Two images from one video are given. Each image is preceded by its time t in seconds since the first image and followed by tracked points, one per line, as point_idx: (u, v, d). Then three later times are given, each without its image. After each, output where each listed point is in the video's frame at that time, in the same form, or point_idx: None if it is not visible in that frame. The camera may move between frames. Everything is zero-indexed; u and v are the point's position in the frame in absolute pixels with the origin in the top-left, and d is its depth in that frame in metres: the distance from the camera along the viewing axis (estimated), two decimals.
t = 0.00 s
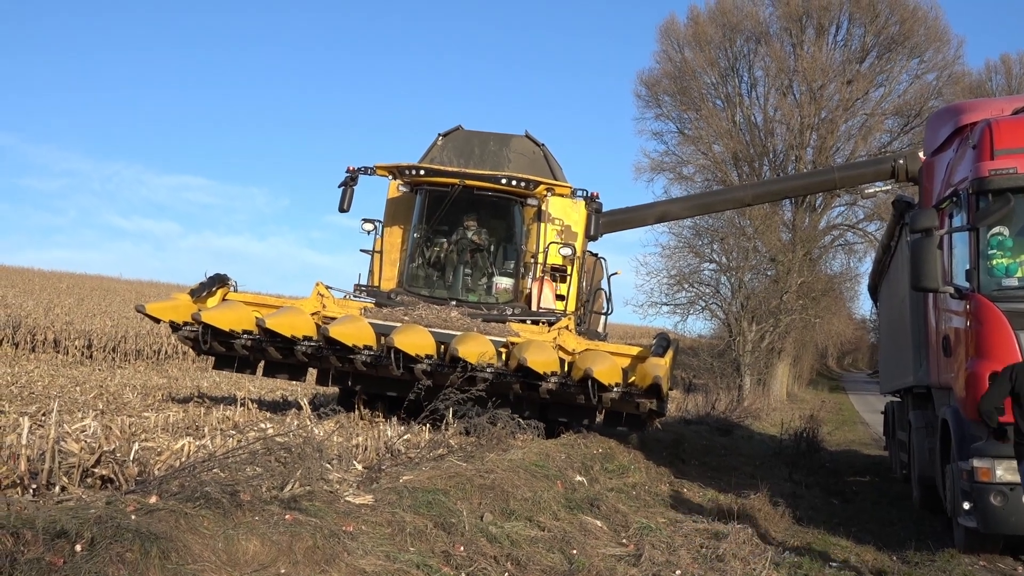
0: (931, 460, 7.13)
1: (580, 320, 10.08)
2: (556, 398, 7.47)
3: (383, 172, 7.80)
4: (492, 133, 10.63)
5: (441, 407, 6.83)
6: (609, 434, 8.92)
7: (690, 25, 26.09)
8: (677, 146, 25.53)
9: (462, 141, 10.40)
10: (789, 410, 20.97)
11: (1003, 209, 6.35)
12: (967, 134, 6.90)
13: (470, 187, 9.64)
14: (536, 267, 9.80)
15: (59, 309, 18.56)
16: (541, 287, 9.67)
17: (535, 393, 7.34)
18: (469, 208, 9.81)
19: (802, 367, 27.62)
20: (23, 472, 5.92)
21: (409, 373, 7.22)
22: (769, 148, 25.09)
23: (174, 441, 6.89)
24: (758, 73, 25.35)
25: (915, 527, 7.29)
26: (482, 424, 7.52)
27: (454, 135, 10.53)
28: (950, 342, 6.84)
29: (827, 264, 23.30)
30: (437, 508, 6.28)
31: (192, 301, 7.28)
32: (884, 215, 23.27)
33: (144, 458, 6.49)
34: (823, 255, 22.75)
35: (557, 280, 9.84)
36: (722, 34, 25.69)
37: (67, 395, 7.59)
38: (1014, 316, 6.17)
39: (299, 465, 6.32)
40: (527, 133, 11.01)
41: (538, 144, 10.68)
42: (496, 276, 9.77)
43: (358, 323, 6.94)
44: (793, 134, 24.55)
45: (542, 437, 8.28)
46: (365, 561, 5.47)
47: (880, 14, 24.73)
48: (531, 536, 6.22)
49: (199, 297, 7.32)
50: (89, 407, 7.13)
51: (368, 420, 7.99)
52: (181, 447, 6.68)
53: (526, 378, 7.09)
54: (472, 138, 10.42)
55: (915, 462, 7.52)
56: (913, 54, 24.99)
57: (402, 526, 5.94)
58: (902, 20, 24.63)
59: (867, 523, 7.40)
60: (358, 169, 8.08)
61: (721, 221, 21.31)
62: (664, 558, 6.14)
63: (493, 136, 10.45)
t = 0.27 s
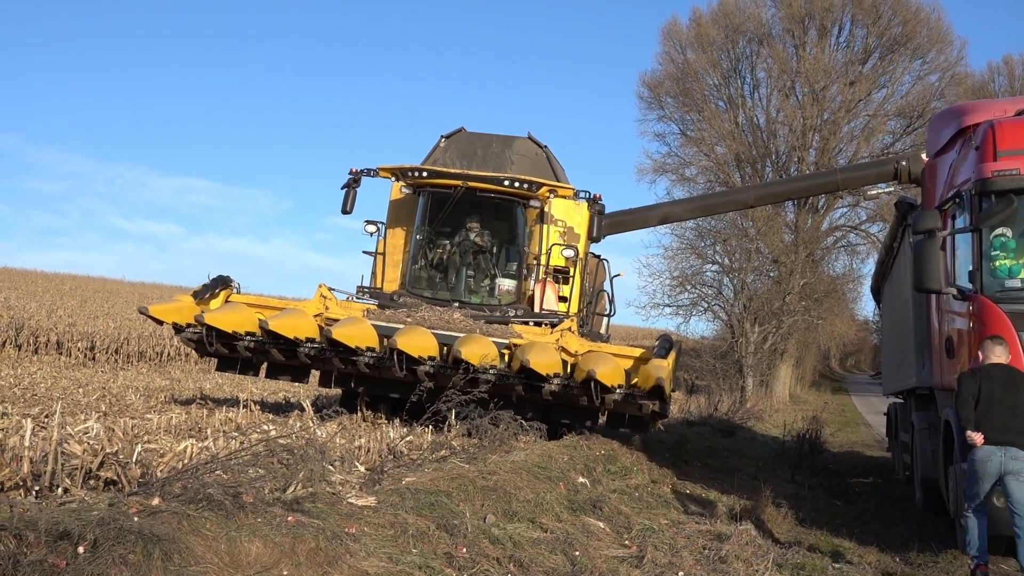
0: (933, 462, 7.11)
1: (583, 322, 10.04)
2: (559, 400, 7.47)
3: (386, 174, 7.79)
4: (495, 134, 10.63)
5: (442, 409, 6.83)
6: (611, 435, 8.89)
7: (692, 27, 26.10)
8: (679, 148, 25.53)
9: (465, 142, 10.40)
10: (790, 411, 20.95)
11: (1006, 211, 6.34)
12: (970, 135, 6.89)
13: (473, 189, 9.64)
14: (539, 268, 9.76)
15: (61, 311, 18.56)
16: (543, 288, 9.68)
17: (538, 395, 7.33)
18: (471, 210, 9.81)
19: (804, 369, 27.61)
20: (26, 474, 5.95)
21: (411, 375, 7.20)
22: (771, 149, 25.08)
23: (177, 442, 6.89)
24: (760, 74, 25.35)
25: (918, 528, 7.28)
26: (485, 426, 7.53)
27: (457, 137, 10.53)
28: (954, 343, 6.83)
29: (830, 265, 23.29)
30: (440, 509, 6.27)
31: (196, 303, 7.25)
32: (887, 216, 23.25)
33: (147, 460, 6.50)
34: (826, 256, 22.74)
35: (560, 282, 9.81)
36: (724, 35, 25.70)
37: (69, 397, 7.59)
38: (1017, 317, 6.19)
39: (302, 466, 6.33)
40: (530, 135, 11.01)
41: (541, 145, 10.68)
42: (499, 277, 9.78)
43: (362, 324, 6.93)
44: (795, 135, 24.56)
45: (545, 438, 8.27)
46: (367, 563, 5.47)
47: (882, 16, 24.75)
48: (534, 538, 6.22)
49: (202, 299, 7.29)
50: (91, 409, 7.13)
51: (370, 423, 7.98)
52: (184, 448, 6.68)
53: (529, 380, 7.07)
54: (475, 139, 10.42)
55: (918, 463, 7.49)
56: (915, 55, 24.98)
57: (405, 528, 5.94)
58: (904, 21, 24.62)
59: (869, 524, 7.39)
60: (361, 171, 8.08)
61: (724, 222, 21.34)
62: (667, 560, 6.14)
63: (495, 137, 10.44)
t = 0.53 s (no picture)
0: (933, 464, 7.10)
1: (584, 324, 10.04)
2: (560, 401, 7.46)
3: (387, 175, 7.78)
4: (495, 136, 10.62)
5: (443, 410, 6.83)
6: (612, 437, 8.87)
7: (692, 29, 26.12)
8: (679, 150, 25.52)
9: (466, 144, 10.40)
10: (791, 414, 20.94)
11: (1006, 213, 6.36)
12: (970, 137, 6.90)
13: (473, 191, 9.65)
14: (539, 271, 9.76)
15: (61, 313, 18.53)
16: (544, 290, 9.65)
17: (538, 397, 7.33)
18: (472, 212, 9.82)
19: (804, 371, 27.60)
20: (25, 476, 5.95)
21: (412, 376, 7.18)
22: (772, 151, 25.08)
23: (177, 444, 6.88)
24: (760, 76, 25.35)
25: (919, 531, 7.27)
26: (486, 428, 7.54)
27: (457, 139, 10.53)
28: (954, 345, 6.83)
29: (830, 267, 23.28)
30: (440, 511, 6.27)
31: (196, 304, 7.22)
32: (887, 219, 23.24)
33: (147, 461, 6.50)
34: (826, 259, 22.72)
35: (560, 284, 9.75)
36: (724, 37, 25.71)
37: (69, 399, 7.57)
38: (1017, 318, 6.22)
39: (302, 468, 6.33)
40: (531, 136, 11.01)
41: (541, 147, 10.68)
42: (499, 279, 9.79)
43: (362, 326, 6.93)
44: (795, 138, 24.56)
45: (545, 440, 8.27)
46: (367, 565, 5.47)
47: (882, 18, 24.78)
48: (534, 540, 6.21)
49: (202, 300, 7.25)
50: (91, 410, 7.12)
51: (371, 424, 7.98)
52: (185, 450, 6.68)
53: (529, 382, 7.06)
54: (476, 141, 10.42)
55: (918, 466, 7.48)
56: (915, 58, 24.98)
57: (405, 530, 5.93)
58: (904, 24, 24.70)
59: (870, 527, 7.39)
60: (362, 173, 8.08)
61: (724, 225, 21.37)
62: (667, 562, 6.14)
63: (496, 139, 10.45)
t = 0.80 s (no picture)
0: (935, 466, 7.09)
1: (585, 326, 10.03)
2: (561, 404, 7.45)
3: (389, 177, 7.78)
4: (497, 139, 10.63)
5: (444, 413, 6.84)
6: (613, 439, 8.85)
7: (694, 31, 26.16)
8: (681, 152, 25.52)
9: (467, 147, 10.42)
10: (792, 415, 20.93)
11: (1008, 215, 6.38)
12: (972, 140, 6.91)
13: (475, 193, 9.65)
14: (540, 273, 9.77)
15: (62, 315, 18.54)
16: (545, 293, 9.68)
17: (539, 399, 7.32)
18: (474, 214, 9.82)
19: (807, 373, 27.58)
20: (27, 478, 5.97)
21: (413, 379, 7.15)
22: (773, 154, 25.06)
23: (179, 446, 6.88)
24: (762, 78, 25.35)
25: (920, 534, 7.26)
26: (488, 431, 7.53)
27: (459, 141, 10.54)
28: (955, 347, 6.83)
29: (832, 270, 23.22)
30: (441, 514, 6.28)
31: (198, 306, 7.22)
32: (888, 221, 23.25)
33: (148, 464, 6.51)
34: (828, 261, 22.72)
35: (561, 286, 9.78)
36: (726, 39, 25.71)
37: (71, 401, 7.56)
38: (1018, 321, 6.22)
39: (303, 471, 6.34)
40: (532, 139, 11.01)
41: (543, 150, 10.68)
42: (501, 282, 9.77)
43: (364, 328, 6.93)
44: (797, 140, 24.55)
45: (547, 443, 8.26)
46: (369, 567, 5.48)
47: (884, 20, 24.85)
48: (535, 543, 6.22)
49: (204, 302, 7.25)
50: (93, 413, 7.11)
51: (372, 427, 7.97)
52: (186, 453, 6.68)
53: (531, 385, 7.05)
54: (477, 144, 10.43)
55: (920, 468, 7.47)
56: (917, 59, 25.00)
57: (407, 533, 5.93)
58: (906, 26, 24.75)
59: (871, 529, 7.38)
60: (364, 175, 8.08)
61: (725, 227, 21.40)
62: (669, 564, 6.14)
63: (498, 142, 10.43)
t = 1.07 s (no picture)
0: (936, 468, 7.09)
1: (586, 327, 10.04)
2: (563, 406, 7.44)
3: (390, 179, 7.77)
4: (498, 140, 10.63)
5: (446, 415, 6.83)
6: (614, 441, 8.81)
7: (695, 33, 26.26)
8: (682, 154, 25.53)
9: (469, 149, 10.42)
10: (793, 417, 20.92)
11: (1010, 216, 6.39)
12: (973, 141, 6.91)
13: (476, 195, 9.66)
14: (542, 275, 9.75)
15: (64, 317, 18.55)
16: (547, 294, 9.70)
17: (541, 401, 7.30)
18: (475, 216, 9.82)
19: (809, 375, 27.56)
20: (29, 480, 6.01)
21: (414, 382, 7.15)
22: (774, 155, 25.07)
23: (180, 448, 6.87)
24: (763, 80, 25.35)
25: (922, 535, 7.25)
26: (490, 432, 7.52)
27: (460, 143, 10.55)
28: (957, 348, 6.83)
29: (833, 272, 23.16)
30: (443, 515, 6.27)
31: (199, 308, 7.21)
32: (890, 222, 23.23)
33: (149, 466, 6.52)
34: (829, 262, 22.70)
35: (563, 288, 9.81)
36: (727, 41, 25.72)
37: (72, 402, 7.55)
38: (1020, 322, 6.24)
39: (305, 472, 6.34)
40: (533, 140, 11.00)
41: (544, 151, 10.68)
42: (502, 283, 9.77)
43: (365, 330, 6.93)
44: (798, 141, 24.54)
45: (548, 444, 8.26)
46: (370, 569, 5.47)
47: (884, 22, 24.93)
48: (536, 544, 6.22)
49: (205, 304, 7.25)
50: (94, 414, 7.11)
51: (373, 428, 7.96)
52: (187, 454, 6.68)
53: (532, 387, 7.05)
54: (478, 146, 10.42)
55: (921, 469, 7.47)
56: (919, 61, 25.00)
57: (408, 534, 5.93)
58: (907, 27, 24.77)
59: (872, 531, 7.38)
60: (365, 177, 8.08)
61: (727, 229, 21.43)
62: (670, 566, 6.14)
63: (499, 144, 10.42)
